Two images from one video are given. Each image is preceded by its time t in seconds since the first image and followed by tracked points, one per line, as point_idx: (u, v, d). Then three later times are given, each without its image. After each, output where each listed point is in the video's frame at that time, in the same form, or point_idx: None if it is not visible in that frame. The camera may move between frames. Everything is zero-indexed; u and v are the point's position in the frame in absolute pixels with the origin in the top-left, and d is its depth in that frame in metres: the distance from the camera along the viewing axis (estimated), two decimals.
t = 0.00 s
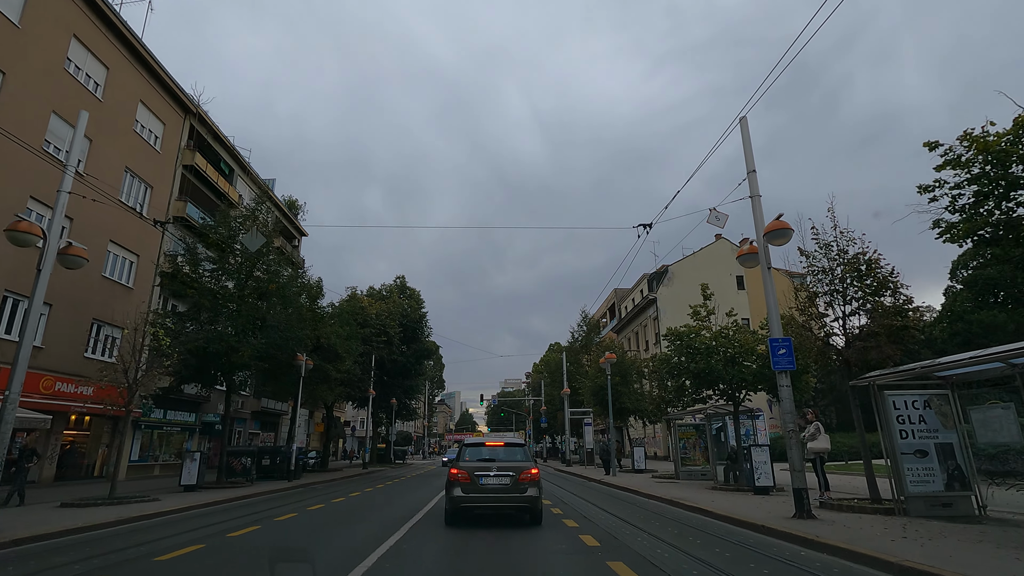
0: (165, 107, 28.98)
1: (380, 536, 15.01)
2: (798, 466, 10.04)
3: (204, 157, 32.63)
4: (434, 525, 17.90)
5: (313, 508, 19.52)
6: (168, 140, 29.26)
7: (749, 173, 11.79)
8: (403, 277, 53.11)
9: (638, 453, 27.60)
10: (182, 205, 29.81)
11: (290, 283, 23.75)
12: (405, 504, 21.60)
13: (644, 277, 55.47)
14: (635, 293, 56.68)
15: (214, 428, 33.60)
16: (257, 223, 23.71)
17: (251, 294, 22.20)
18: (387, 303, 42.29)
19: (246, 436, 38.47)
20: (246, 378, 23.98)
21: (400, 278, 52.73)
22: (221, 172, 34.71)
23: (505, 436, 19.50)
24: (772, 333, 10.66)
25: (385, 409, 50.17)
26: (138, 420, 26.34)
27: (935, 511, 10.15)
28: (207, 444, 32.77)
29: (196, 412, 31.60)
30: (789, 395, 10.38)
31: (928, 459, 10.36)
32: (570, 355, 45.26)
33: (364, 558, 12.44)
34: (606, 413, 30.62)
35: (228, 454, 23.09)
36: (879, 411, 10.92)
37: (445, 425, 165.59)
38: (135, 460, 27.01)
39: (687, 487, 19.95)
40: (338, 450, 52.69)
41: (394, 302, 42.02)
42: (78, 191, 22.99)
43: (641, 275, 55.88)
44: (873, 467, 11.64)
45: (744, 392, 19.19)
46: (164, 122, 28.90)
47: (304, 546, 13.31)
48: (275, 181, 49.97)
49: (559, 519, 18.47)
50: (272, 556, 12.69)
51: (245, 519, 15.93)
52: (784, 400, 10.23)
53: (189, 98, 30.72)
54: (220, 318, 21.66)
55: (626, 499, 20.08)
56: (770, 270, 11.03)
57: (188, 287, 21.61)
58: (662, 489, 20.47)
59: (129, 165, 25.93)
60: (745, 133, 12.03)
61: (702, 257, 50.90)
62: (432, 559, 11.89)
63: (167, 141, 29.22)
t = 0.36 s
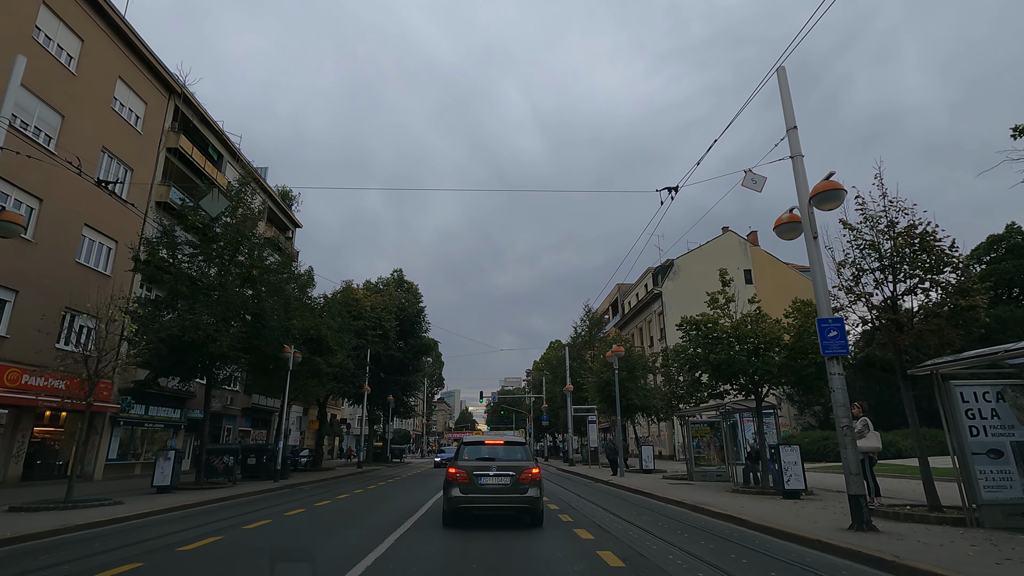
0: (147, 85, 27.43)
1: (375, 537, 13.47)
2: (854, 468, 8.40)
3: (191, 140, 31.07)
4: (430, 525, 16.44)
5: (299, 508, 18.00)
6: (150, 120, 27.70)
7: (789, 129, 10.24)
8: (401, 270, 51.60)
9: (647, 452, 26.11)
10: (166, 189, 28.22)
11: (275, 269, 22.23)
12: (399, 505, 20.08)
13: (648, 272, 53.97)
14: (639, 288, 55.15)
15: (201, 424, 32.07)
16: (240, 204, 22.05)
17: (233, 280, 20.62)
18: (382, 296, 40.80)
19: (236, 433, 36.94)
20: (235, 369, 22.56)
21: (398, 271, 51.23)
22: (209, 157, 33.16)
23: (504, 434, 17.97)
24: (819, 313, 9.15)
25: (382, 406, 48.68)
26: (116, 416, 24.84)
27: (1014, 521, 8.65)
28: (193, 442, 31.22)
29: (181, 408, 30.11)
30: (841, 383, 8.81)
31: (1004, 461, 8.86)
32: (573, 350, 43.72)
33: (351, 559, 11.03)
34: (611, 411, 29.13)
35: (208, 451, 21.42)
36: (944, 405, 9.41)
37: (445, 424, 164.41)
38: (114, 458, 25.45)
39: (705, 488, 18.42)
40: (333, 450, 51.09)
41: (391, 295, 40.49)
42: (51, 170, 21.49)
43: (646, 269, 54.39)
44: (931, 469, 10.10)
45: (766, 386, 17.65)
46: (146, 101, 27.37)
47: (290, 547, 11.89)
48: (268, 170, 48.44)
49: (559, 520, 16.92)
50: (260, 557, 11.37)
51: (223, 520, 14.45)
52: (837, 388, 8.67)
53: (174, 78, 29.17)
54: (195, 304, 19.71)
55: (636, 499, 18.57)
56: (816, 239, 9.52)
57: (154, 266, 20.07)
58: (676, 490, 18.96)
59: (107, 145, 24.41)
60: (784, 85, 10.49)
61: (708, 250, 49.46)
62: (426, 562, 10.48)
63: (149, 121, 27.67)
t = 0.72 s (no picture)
0: (125, 60, 25.79)
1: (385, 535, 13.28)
2: (939, 472, 6.83)
3: (174, 120, 29.47)
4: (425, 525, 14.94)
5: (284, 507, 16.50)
6: (129, 97, 26.08)
7: (846, 69, 8.66)
8: (398, 262, 49.98)
9: (656, 449, 24.58)
10: (147, 171, 26.60)
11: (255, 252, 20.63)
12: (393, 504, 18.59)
13: (653, 265, 52.40)
14: (644, 282, 53.58)
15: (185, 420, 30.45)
16: (220, 182, 20.39)
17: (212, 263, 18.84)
18: (377, 287, 39.26)
19: (224, 430, 35.33)
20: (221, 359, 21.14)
21: (395, 263, 49.64)
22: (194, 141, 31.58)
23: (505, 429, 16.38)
24: (889, 283, 7.57)
25: (378, 402, 47.10)
26: (91, 411, 23.23)
27: None
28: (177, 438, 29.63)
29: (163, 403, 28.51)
30: (916, 366, 7.22)
31: None
32: (575, 345, 42.11)
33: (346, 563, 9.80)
34: (618, 406, 27.59)
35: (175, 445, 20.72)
36: None
37: (444, 422, 162.92)
38: (89, 456, 23.85)
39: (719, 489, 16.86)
40: (328, 448, 49.53)
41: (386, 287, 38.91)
42: (16, 145, 19.89)
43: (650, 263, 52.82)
44: (1016, 473, 8.50)
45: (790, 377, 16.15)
46: (124, 77, 25.75)
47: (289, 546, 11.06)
48: (260, 158, 46.85)
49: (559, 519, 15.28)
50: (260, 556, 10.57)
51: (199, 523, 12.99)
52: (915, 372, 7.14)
53: (156, 54, 27.56)
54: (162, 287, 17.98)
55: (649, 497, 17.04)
56: (883, 194, 7.93)
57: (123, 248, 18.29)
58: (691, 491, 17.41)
59: (81, 121, 22.82)
60: (839, 18, 8.91)
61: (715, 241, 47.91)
62: (418, 571, 8.98)
63: (128, 99, 26.05)
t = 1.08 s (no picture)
0: (100, 33, 24.03)
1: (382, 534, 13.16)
2: None
3: (156, 101, 27.84)
4: (417, 530, 13.34)
5: (262, 513, 14.91)
6: (106, 74, 24.44)
7: None
8: (395, 255, 48.40)
9: (667, 450, 23.03)
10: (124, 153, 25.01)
11: (236, 235, 19.02)
12: (385, 508, 16.99)
13: (658, 259, 50.89)
14: (648, 276, 52.07)
15: (168, 418, 28.86)
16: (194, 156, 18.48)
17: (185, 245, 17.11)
18: (373, 280, 37.74)
19: (211, 429, 33.73)
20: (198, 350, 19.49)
21: (392, 256, 48.06)
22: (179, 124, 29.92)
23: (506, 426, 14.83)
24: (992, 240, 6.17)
25: (374, 400, 45.56)
26: (61, 407, 21.64)
27: None
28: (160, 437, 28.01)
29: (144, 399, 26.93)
30: None
31: None
32: (578, 340, 40.54)
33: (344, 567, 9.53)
34: (625, 404, 26.06)
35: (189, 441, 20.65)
36: None
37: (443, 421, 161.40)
38: (61, 456, 22.26)
39: (741, 492, 15.30)
40: (322, 448, 47.89)
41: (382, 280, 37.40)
42: None
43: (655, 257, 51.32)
44: None
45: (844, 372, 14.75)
46: (101, 52, 24.11)
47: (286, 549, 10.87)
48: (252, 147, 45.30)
49: (565, 522, 13.70)
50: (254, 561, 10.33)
51: (166, 534, 11.55)
52: None
53: (136, 29, 25.94)
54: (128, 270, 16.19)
55: (663, 499, 15.43)
56: (979, 131, 6.39)
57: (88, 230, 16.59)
58: (709, 494, 15.81)
59: (51, 96, 21.22)
60: None
61: (723, 234, 46.44)
62: None
63: (105, 76, 24.42)
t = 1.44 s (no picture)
0: (75, 6, 22.47)
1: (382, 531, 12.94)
2: None
3: (137, 82, 26.36)
4: (410, 540, 11.86)
5: (239, 520, 13.46)
6: (82, 50, 22.94)
7: None
8: (392, 250, 46.95)
9: (679, 450, 21.58)
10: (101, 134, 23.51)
11: (216, 218, 17.52)
12: (377, 513, 15.54)
13: (662, 253, 49.44)
14: (652, 272, 50.64)
15: (151, 417, 27.39)
16: (169, 130, 16.88)
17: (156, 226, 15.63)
18: (369, 273, 36.35)
19: (199, 428, 32.25)
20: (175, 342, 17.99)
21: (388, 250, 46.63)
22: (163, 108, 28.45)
23: (509, 424, 13.38)
24: None
25: (370, 399, 44.10)
26: (30, 405, 20.15)
27: None
28: (142, 437, 26.54)
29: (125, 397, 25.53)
30: None
31: None
32: (581, 336, 39.07)
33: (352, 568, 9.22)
34: (633, 401, 24.63)
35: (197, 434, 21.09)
36: None
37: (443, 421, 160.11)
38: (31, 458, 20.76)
39: (768, 496, 13.84)
40: (317, 448, 46.39)
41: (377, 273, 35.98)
42: None
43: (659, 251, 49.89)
44: None
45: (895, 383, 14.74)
46: (76, 28, 22.64)
47: (267, 558, 9.81)
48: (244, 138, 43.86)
49: (573, 529, 12.21)
50: (258, 562, 9.97)
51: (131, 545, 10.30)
52: None
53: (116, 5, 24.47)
54: (93, 253, 14.61)
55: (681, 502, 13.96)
56: None
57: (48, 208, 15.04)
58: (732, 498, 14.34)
59: (18, 70, 19.73)
60: None
61: (731, 228, 45.07)
62: None
63: (81, 52, 22.91)
